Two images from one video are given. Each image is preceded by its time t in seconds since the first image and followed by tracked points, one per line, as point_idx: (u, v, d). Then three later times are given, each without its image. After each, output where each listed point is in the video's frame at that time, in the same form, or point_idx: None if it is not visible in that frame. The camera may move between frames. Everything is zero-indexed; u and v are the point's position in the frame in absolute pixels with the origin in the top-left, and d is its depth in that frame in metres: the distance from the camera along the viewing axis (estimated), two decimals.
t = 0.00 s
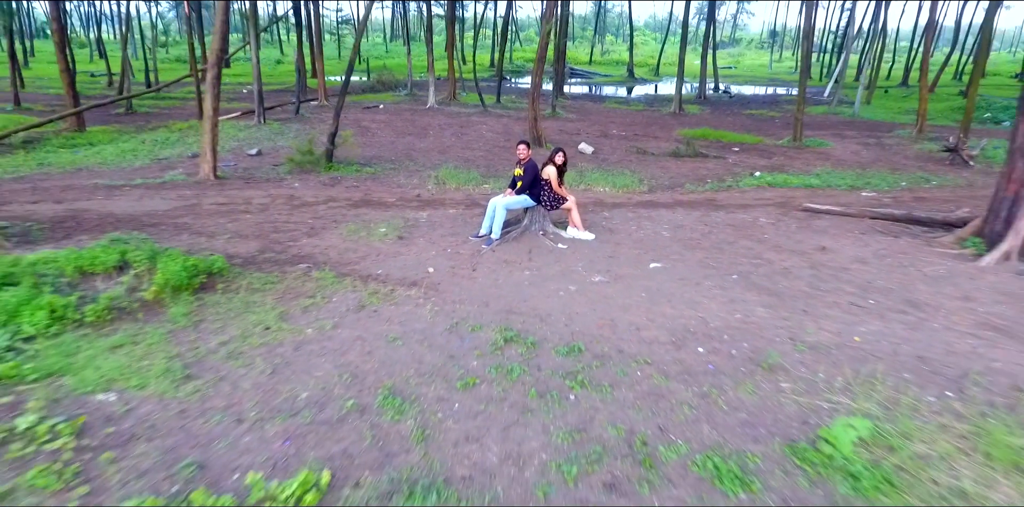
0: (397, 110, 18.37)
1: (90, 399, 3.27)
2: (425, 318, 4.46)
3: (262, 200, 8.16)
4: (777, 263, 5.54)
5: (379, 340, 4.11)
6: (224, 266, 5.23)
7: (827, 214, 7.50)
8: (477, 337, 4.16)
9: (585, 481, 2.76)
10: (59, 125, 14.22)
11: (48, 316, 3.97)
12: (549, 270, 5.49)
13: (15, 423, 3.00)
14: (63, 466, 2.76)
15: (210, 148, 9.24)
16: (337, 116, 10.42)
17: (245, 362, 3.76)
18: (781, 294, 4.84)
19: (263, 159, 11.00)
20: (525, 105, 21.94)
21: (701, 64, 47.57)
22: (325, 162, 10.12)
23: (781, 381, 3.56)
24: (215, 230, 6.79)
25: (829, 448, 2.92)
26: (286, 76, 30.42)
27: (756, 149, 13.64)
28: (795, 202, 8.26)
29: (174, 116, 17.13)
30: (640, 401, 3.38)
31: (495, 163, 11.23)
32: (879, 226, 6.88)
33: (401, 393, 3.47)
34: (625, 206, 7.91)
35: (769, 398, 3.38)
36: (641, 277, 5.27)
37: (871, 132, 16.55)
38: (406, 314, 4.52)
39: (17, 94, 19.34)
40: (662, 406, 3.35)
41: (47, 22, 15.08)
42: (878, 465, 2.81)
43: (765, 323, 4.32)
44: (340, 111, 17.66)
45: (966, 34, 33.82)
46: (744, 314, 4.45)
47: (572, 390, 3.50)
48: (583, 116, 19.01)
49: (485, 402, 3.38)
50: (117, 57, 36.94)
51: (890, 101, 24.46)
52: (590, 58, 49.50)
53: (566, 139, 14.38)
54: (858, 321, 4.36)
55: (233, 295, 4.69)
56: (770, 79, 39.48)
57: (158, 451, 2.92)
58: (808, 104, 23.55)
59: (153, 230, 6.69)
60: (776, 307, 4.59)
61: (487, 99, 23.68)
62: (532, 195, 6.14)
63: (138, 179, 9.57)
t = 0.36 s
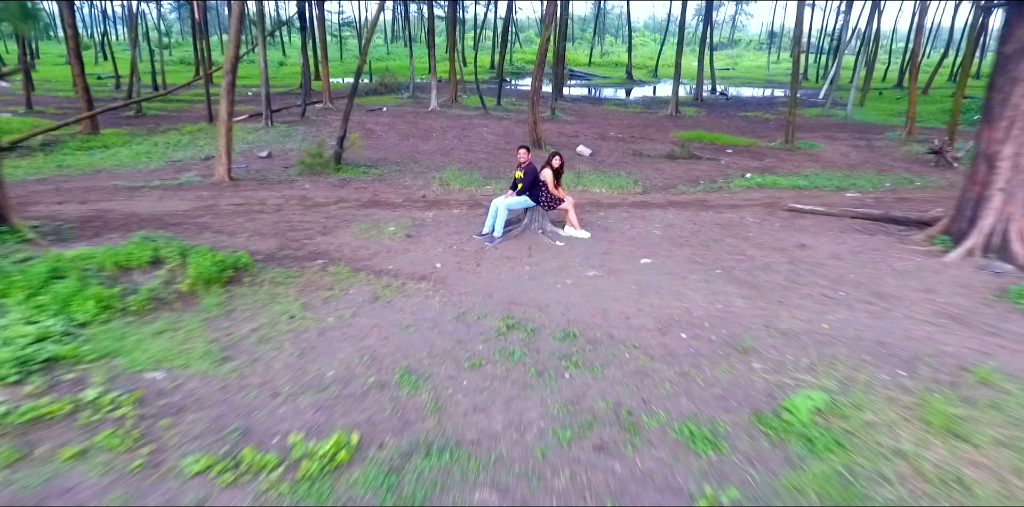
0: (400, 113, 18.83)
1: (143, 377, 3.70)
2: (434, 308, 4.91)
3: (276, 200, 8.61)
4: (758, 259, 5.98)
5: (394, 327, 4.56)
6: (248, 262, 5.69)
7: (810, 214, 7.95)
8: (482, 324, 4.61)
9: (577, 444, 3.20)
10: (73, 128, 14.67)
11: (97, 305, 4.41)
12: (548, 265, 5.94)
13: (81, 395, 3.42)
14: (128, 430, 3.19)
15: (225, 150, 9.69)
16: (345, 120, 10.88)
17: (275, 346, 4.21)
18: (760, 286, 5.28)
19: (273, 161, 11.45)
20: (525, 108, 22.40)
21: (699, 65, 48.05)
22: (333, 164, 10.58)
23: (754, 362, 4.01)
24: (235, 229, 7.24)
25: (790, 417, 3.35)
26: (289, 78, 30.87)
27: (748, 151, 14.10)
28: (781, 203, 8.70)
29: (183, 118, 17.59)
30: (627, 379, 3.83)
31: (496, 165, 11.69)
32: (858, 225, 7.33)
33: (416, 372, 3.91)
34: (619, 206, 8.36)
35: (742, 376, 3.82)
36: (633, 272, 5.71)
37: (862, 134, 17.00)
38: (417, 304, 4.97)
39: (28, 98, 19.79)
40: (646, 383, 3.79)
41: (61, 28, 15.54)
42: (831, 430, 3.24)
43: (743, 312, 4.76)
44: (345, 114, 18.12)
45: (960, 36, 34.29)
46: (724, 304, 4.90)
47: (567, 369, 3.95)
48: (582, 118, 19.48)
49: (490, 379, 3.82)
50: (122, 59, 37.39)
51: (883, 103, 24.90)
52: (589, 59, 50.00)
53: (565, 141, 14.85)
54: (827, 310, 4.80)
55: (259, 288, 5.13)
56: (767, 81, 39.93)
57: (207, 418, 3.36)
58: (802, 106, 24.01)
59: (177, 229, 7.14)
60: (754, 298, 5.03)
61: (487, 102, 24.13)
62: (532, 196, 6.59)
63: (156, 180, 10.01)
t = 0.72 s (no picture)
0: (403, 115, 19.30)
1: (186, 358, 4.16)
2: (441, 299, 5.37)
3: (288, 201, 9.06)
4: (742, 255, 6.44)
5: (406, 316, 5.01)
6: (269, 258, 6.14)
7: (794, 213, 8.42)
8: (484, 313, 5.07)
9: (570, 414, 3.65)
10: (87, 131, 15.12)
11: (138, 295, 4.86)
12: (545, 261, 6.39)
13: (134, 372, 3.87)
14: (178, 402, 3.64)
15: (239, 153, 10.16)
16: (352, 123, 11.35)
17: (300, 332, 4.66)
18: (742, 280, 5.73)
19: (283, 163, 11.91)
20: (525, 110, 22.86)
21: (698, 67, 48.53)
22: (342, 166, 11.05)
23: (730, 345, 4.46)
24: (252, 227, 7.69)
25: (757, 391, 3.80)
26: (292, 80, 31.32)
27: (741, 153, 14.56)
28: (768, 203, 9.15)
29: (192, 121, 18.04)
30: (616, 361, 4.28)
31: (498, 167, 12.15)
32: (838, 224, 7.78)
33: (427, 355, 4.37)
34: (614, 206, 8.82)
35: (718, 357, 4.27)
36: (625, 267, 6.16)
37: (853, 136, 17.47)
38: (426, 296, 5.44)
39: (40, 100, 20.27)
40: (632, 364, 4.24)
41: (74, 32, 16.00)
42: (792, 402, 3.69)
43: (724, 303, 5.22)
44: (349, 117, 18.59)
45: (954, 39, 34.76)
46: (707, 296, 5.35)
47: (562, 352, 4.40)
48: (580, 121, 19.95)
49: (494, 361, 4.28)
50: (126, 61, 37.85)
51: (876, 105, 25.34)
52: (588, 62, 50.48)
53: (563, 143, 15.30)
54: (801, 301, 5.25)
55: (281, 281, 5.59)
56: (764, 83, 40.40)
57: (245, 393, 3.81)
58: (797, 108, 24.49)
59: (197, 227, 7.59)
60: (735, 291, 5.49)
61: (488, 104, 24.57)
62: (532, 197, 7.05)
63: (172, 182, 10.47)
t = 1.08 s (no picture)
0: (406, 117, 19.77)
1: (220, 341, 4.64)
2: (447, 292, 5.84)
3: (299, 201, 9.54)
4: (726, 252, 6.92)
5: (416, 306, 5.49)
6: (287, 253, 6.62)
7: (780, 213, 8.90)
8: (488, 304, 5.54)
9: (564, 390, 4.13)
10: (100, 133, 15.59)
11: (172, 287, 5.34)
12: (543, 257, 6.87)
13: (176, 353, 4.35)
14: (217, 378, 4.13)
15: (251, 155, 10.64)
16: (359, 127, 11.84)
17: (320, 320, 5.14)
18: (724, 274, 6.21)
19: (292, 165, 12.39)
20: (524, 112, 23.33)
21: (696, 68, 48.96)
22: (349, 168, 11.53)
23: (709, 331, 4.93)
24: (268, 225, 8.17)
25: (730, 370, 4.28)
26: (295, 81, 31.75)
27: (734, 154, 15.04)
28: (756, 203, 9.63)
29: (201, 123, 18.52)
30: (606, 345, 4.76)
31: (498, 169, 12.63)
32: (820, 222, 8.26)
33: (435, 340, 4.85)
34: (609, 206, 9.30)
35: (698, 342, 4.75)
36: (617, 262, 6.65)
37: (844, 138, 17.94)
38: (433, 288, 5.92)
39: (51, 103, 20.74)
40: (620, 347, 4.72)
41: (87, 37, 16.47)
42: (760, 379, 4.17)
43: (707, 294, 5.70)
44: (353, 119, 19.07)
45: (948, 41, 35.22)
46: (691, 288, 5.82)
47: (558, 338, 4.88)
48: (579, 123, 20.43)
49: (496, 345, 4.75)
50: (131, 63, 38.29)
51: (870, 107, 25.82)
52: (587, 63, 50.92)
53: (562, 145, 15.78)
54: (777, 293, 5.73)
55: (300, 275, 6.07)
56: (762, 84, 40.82)
57: (275, 371, 4.29)
58: (791, 110, 24.97)
59: (216, 226, 8.07)
60: (717, 283, 5.97)
61: (488, 106, 25.04)
62: (531, 197, 7.53)
63: (187, 183, 10.95)
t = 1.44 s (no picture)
0: (408, 120, 20.28)
1: (248, 328, 5.13)
2: (452, 285, 6.32)
3: (310, 201, 10.03)
4: (712, 249, 7.40)
5: (423, 298, 5.98)
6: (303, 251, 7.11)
7: (766, 212, 9.39)
8: (489, 296, 6.03)
9: (559, 370, 4.61)
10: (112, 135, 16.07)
11: (201, 280, 5.84)
12: (541, 254, 7.36)
13: (210, 338, 4.84)
14: (248, 360, 4.62)
15: (263, 157, 11.13)
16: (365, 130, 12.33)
17: (337, 310, 5.63)
18: (709, 269, 6.69)
19: (301, 166, 12.89)
20: (524, 114, 23.84)
21: (693, 70, 49.50)
22: (356, 170, 12.03)
23: (692, 320, 5.42)
24: (282, 224, 8.66)
25: (707, 353, 4.76)
26: (298, 83, 32.25)
27: (727, 156, 15.55)
28: (744, 203, 10.11)
29: (209, 125, 19.01)
30: (597, 332, 5.24)
31: (498, 170, 13.13)
32: (802, 221, 8.75)
33: (442, 327, 5.33)
34: (604, 206, 9.78)
35: (681, 329, 5.24)
36: (610, 259, 7.14)
37: (835, 139, 18.46)
38: (439, 282, 6.40)
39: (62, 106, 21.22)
40: (610, 334, 5.20)
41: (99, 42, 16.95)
42: (734, 361, 4.66)
43: (691, 287, 6.18)
44: (357, 122, 19.57)
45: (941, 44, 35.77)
46: (677, 282, 6.31)
47: (554, 326, 5.36)
48: (577, 125, 20.93)
49: (497, 332, 5.23)
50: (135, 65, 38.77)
51: (863, 109, 26.34)
52: (586, 64, 51.45)
53: (561, 147, 16.28)
54: (756, 286, 6.22)
55: (316, 270, 6.56)
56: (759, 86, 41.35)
57: (298, 354, 4.78)
58: (785, 112, 25.47)
59: (232, 225, 8.55)
60: (702, 278, 6.45)
61: (488, 108, 25.50)
62: (529, 198, 8.02)
63: (201, 184, 11.44)
